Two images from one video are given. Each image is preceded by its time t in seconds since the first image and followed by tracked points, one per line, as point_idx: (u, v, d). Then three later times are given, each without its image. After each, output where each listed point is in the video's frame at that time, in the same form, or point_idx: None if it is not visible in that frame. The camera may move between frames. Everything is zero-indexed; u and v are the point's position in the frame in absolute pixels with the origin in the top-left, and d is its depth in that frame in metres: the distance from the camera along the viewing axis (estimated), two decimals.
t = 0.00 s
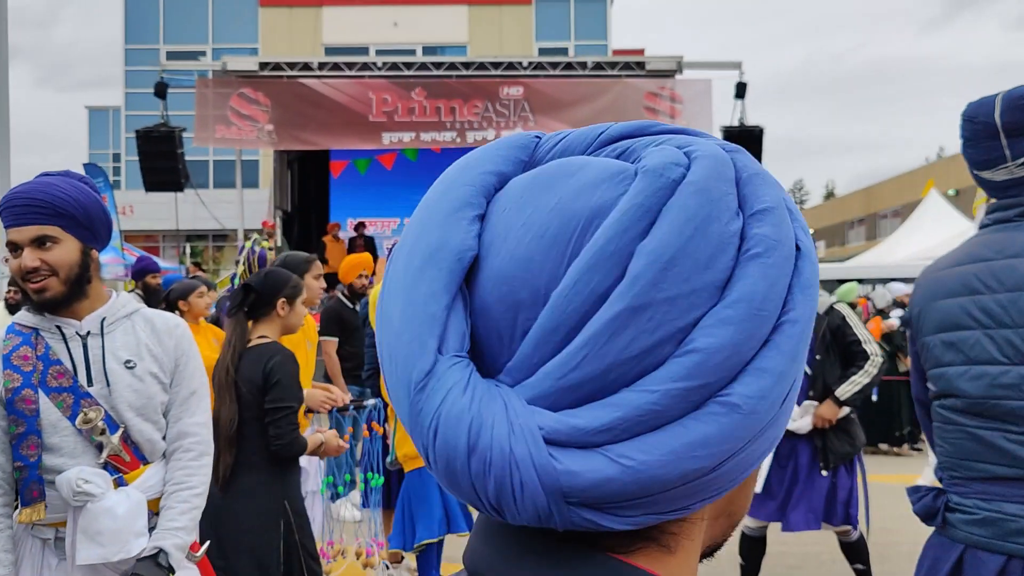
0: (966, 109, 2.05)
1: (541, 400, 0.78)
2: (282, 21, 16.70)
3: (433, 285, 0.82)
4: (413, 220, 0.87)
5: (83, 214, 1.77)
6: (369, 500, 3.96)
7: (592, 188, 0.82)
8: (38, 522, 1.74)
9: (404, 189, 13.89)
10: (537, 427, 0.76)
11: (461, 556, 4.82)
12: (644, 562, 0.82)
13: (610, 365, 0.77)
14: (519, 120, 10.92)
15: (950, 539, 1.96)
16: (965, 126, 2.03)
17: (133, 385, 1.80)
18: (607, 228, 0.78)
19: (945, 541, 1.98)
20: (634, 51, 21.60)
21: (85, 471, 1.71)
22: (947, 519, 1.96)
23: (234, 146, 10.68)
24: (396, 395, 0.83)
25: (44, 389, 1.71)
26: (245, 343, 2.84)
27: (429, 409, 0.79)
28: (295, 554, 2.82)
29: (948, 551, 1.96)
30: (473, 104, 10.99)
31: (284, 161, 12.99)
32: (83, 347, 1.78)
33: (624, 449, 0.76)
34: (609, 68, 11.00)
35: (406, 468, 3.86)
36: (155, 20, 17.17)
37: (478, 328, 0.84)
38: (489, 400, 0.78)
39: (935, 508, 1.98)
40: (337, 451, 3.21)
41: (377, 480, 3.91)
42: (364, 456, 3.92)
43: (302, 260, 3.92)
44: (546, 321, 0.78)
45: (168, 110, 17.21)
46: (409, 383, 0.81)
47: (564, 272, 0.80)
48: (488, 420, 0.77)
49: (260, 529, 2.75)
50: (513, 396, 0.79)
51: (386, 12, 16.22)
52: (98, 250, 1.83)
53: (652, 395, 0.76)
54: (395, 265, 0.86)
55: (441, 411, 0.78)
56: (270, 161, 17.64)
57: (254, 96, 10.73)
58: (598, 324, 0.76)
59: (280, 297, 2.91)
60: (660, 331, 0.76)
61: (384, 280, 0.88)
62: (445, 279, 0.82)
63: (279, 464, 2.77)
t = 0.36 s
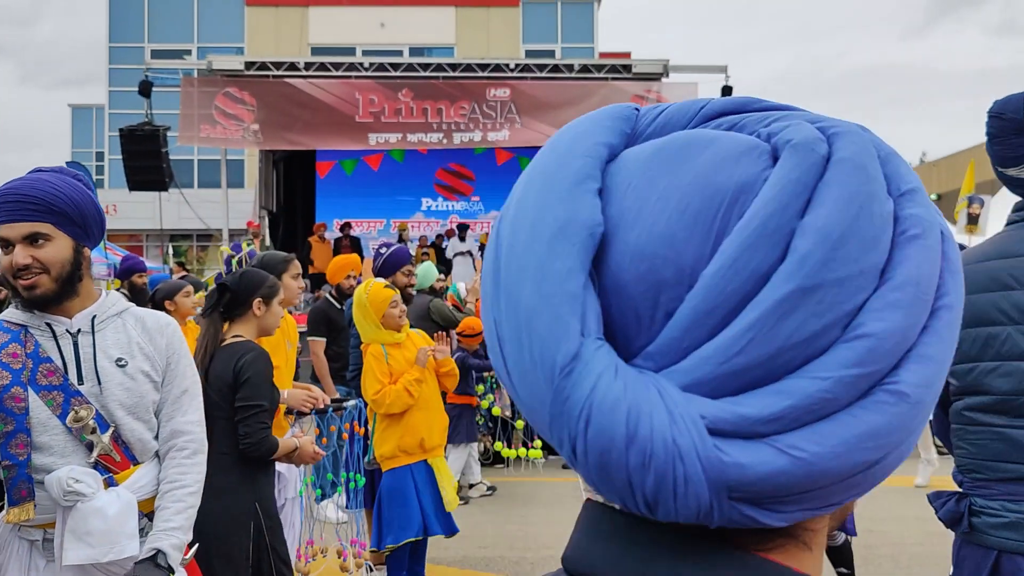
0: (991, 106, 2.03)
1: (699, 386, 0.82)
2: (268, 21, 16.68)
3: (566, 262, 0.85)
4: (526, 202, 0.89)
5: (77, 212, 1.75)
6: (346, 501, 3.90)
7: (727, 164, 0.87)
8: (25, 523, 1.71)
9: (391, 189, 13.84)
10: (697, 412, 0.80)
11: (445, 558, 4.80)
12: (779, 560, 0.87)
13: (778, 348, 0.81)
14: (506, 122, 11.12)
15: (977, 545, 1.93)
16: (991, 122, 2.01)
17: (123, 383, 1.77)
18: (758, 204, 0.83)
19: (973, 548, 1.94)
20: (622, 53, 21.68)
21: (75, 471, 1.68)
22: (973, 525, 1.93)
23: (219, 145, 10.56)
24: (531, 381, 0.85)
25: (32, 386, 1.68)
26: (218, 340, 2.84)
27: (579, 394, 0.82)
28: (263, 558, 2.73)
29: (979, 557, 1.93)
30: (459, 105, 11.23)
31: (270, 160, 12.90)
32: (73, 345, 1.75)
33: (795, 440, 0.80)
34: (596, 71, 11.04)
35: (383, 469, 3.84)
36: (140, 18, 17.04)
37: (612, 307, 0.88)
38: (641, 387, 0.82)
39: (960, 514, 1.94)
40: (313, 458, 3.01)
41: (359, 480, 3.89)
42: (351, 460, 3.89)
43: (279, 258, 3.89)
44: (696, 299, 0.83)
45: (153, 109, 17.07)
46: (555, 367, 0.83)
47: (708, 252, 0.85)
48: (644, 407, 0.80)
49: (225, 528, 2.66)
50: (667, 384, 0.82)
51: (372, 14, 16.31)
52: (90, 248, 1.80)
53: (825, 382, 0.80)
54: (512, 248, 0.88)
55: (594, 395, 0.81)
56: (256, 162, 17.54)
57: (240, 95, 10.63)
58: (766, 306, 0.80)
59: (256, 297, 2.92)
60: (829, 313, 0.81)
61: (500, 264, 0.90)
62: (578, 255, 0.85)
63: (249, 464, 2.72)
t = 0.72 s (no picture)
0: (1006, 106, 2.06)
1: (805, 381, 0.92)
2: (258, 22, 16.69)
3: (662, 255, 0.95)
4: (610, 194, 1.00)
5: (73, 211, 1.74)
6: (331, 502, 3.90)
7: (818, 151, 0.98)
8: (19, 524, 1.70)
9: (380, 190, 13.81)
10: (809, 410, 0.89)
11: (435, 559, 4.80)
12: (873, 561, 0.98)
13: (892, 342, 0.90)
14: (496, 123, 11.15)
15: (994, 545, 1.95)
16: (1006, 120, 2.04)
17: (118, 384, 1.76)
18: (857, 194, 0.93)
19: (989, 548, 1.97)
20: (612, 56, 21.78)
21: (70, 471, 1.67)
22: (987, 525, 1.94)
23: (207, 145, 10.55)
24: (632, 372, 0.95)
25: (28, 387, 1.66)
26: (200, 341, 2.83)
27: (683, 386, 0.91)
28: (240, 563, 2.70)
29: (996, 556, 1.96)
30: (449, 107, 11.20)
31: (259, 161, 12.87)
32: (68, 345, 1.74)
33: (910, 439, 0.90)
34: (586, 73, 11.00)
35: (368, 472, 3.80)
36: (128, 18, 17.00)
37: (707, 295, 0.99)
38: (747, 379, 0.91)
39: (974, 515, 1.95)
40: (298, 461, 2.92)
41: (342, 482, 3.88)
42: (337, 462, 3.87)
43: (263, 259, 3.88)
44: (800, 288, 0.93)
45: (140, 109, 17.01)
46: (656, 360, 0.92)
47: (806, 243, 0.96)
48: (751, 399, 0.89)
49: (206, 530, 2.66)
50: (773, 379, 0.92)
51: (362, 14, 16.42)
52: (85, 247, 1.79)
53: (939, 377, 0.90)
54: (605, 245, 0.98)
55: (699, 385, 0.90)
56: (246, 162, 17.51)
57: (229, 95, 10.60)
58: (876, 300, 0.90)
59: (239, 297, 2.91)
60: (942, 305, 0.91)
61: (590, 262, 1.00)
62: (675, 245, 0.96)
63: (229, 465, 2.70)
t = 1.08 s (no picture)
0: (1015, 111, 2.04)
1: (968, 383, 1.03)
2: (241, 24, 16.73)
3: (811, 253, 1.06)
4: (752, 196, 1.11)
5: (67, 211, 1.73)
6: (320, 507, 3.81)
7: (961, 145, 1.12)
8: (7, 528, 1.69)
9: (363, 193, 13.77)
10: (978, 413, 1.01)
11: (416, 564, 4.78)
12: None
13: None
14: (479, 127, 11.13)
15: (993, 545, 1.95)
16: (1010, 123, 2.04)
17: (111, 387, 1.74)
18: (1008, 194, 1.07)
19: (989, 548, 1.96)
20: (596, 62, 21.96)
21: (59, 475, 1.65)
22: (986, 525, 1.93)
23: (188, 146, 10.51)
24: (787, 371, 1.04)
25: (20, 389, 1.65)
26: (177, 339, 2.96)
27: (847, 384, 1.00)
28: (212, 566, 2.69)
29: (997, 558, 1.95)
30: (433, 110, 11.20)
31: (241, 163, 12.81)
32: (61, 347, 1.72)
33: None
34: (569, 77, 11.12)
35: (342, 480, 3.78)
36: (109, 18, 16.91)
37: (856, 292, 1.09)
38: (908, 381, 1.01)
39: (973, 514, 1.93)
40: (274, 466, 2.83)
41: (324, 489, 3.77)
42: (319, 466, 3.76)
43: (233, 261, 3.90)
44: (957, 286, 1.05)
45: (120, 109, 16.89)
46: (816, 359, 1.01)
47: (956, 240, 1.08)
48: (917, 401, 0.99)
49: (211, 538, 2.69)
50: (934, 380, 1.03)
51: (346, 17, 16.52)
52: (79, 249, 1.78)
53: None
54: (753, 246, 1.09)
55: (863, 383, 0.99)
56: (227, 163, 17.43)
57: (210, 96, 10.67)
58: None
59: (213, 298, 2.89)
60: None
61: (739, 263, 1.09)
62: (820, 239, 1.07)
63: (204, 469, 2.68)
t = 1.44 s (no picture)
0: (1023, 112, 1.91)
1: None
2: (221, 25, 16.70)
3: (977, 261, 1.07)
4: (904, 208, 1.14)
5: (59, 210, 1.73)
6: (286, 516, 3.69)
7: None
8: None
9: (344, 195, 13.70)
10: None
11: (396, 568, 4.77)
12: None
13: None
14: (461, 130, 11.17)
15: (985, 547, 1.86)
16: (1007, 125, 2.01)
17: (102, 389, 1.73)
18: None
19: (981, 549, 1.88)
20: (577, 66, 22.13)
21: (47, 476, 1.63)
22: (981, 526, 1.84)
23: (167, 147, 10.45)
24: (958, 383, 1.03)
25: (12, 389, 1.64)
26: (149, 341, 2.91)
27: None
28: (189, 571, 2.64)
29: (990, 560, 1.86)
30: (414, 113, 11.22)
31: (220, 164, 12.73)
32: (51, 346, 1.71)
33: None
34: (551, 81, 11.27)
35: (308, 488, 3.75)
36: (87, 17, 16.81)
37: None
38: None
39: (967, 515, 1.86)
40: (252, 467, 2.83)
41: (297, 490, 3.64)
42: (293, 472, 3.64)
43: (203, 264, 4.04)
44: None
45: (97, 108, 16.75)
46: (996, 374, 1.01)
47: None
48: None
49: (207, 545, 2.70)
50: None
51: (327, 19, 16.53)
52: (71, 248, 1.78)
53: None
54: (913, 256, 1.10)
55: None
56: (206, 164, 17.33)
57: (189, 96, 10.58)
58: None
59: (187, 298, 2.87)
60: None
61: (898, 275, 1.11)
62: (983, 247, 1.08)
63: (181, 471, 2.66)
